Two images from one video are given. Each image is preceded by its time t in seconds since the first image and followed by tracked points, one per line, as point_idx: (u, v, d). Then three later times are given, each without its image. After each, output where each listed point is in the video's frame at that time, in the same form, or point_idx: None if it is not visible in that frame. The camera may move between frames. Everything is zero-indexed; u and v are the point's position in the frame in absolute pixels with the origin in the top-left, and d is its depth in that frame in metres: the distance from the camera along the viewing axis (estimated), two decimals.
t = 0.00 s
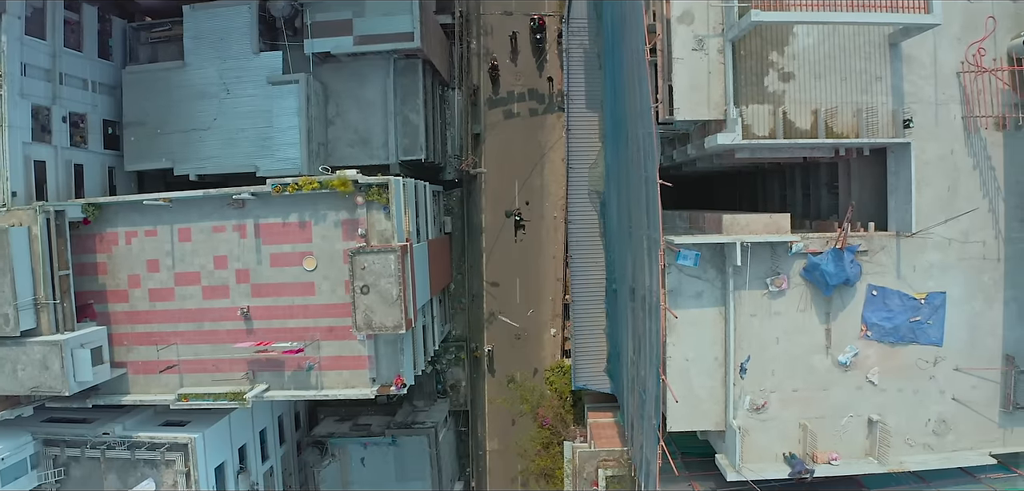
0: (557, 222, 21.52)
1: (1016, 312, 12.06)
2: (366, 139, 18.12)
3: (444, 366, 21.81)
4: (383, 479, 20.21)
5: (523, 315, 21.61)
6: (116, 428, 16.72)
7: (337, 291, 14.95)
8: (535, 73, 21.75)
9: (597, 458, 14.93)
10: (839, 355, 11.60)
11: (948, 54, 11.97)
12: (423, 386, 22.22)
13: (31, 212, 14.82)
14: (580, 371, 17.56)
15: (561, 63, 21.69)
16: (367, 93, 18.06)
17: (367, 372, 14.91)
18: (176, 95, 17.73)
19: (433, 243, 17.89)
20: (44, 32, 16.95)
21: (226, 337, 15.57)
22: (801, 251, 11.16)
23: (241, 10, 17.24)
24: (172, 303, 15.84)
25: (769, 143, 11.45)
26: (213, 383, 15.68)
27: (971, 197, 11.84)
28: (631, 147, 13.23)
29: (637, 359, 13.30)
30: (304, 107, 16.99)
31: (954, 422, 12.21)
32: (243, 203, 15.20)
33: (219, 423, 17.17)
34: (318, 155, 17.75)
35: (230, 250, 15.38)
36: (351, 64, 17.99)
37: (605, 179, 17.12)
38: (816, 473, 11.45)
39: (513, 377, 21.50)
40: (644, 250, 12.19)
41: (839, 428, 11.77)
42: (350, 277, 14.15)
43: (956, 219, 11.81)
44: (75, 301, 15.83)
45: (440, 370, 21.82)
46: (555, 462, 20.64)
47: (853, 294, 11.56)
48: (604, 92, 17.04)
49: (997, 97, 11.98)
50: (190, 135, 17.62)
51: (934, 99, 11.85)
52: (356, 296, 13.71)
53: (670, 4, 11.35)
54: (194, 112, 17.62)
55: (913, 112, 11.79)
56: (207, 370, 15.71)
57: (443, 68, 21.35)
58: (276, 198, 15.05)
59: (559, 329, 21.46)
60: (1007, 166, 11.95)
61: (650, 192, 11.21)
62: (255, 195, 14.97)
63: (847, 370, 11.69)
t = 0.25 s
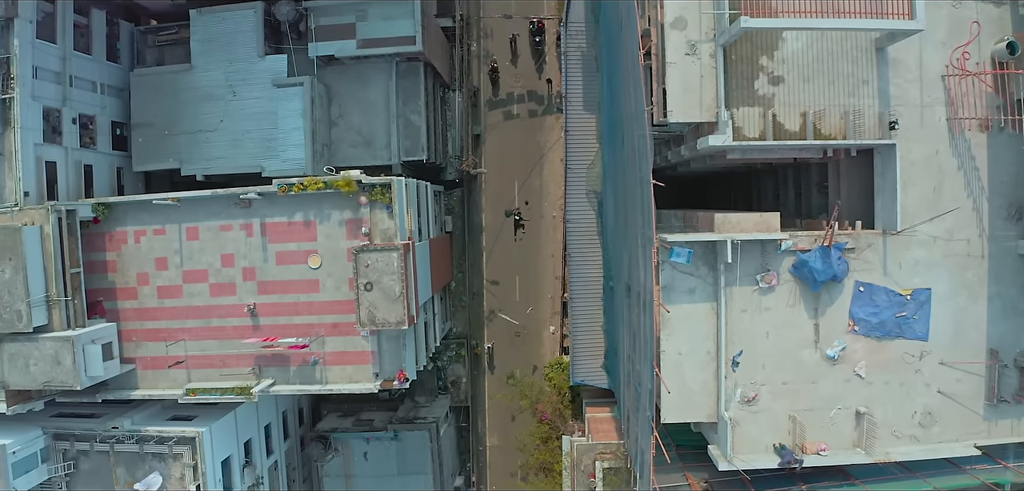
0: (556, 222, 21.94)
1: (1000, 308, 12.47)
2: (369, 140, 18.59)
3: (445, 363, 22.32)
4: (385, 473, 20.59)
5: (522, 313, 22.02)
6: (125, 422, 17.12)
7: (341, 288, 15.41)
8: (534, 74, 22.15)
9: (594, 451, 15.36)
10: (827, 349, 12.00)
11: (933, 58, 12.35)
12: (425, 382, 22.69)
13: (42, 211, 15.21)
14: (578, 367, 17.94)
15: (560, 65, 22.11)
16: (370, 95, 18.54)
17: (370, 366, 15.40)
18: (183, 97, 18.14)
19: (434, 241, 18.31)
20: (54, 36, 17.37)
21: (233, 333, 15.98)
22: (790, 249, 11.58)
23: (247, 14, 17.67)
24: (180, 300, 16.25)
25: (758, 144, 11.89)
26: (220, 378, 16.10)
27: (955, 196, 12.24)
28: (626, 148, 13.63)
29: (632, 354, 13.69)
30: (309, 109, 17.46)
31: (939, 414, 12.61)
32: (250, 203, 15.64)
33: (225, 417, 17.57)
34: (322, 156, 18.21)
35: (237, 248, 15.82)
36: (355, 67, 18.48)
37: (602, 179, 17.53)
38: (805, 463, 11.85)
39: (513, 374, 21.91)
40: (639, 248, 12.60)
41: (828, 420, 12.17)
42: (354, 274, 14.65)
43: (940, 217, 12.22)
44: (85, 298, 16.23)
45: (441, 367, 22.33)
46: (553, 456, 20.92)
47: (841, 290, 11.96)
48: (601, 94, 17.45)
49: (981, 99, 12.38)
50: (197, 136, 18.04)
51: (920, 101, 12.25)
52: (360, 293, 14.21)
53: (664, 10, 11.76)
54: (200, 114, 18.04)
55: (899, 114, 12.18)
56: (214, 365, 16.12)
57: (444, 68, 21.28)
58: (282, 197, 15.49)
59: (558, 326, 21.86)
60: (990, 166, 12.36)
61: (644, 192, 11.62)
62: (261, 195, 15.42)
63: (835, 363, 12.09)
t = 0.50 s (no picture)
0: (555, 221, 22.37)
1: (985, 304, 12.86)
2: (372, 141, 19.03)
3: (446, 360, 22.92)
4: (387, 467, 20.97)
5: (522, 311, 22.42)
6: (133, 416, 17.53)
7: (345, 285, 15.84)
8: (533, 76, 22.57)
9: (592, 444, 15.79)
10: (816, 344, 12.41)
11: (919, 61, 12.73)
12: (426, 379, 23.31)
13: (54, 211, 15.64)
14: (577, 363, 18.38)
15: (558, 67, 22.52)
16: (373, 97, 19.00)
17: (374, 362, 15.85)
18: (190, 99, 18.55)
19: (436, 241, 18.88)
20: (64, 40, 17.79)
21: (240, 329, 16.40)
22: (780, 246, 12.00)
23: (252, 18, 18.08)
24: (188, 297, 16.66)
25: (749, 145, 12.30)
26: (226, 373, 16.50)
27: (940, 196, 12.64)
28: (623, 149, 14.04)
29: (628, 349, 14.13)
30: (313, 111, 17.88)
31: (925, 407, 13.02)
32: (256, 203, 16.06)
33: (231, 412, 17.97)
34: (326, 157, 18.63)
35: (244, 247, 16.26)
36: (357, 70, 18.94)
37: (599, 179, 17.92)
38: (794, 454, 12.26)
39: (512, 371, 22.31)
40: (634, 246, 13.05)
41: (817, 412, 12.57)
42: (358, 271, 15.15)
43: (926, 215, 12.62)
44: (95, 296, 16.64)
45: (442, 364, 22.90)
46: (552, 450, 21.53)
47: (829, 287, 12.37)
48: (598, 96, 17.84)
49: (966, 101, 12.75)
50: (203, 137, 18.45)
51: (907, 104, 12.63)
52: (364, 290, 14.74)
53: (658, 16, 12.18)
54: (207, 115, 18.45)
55: (886, 116, 12.57)
56: (221, 361, 16.53)
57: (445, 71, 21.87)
58: (288, 197, 15.91)
59: (557, 324, 22.24)
60: (975, 167, 12.74)
61: (638, 192, 12.05)
62: (267, 195, 15.85)
63: (824, 358, 12.49)
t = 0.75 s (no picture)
0: (553, 220, 22.91)
1: (966, 299, 13.36)
2: (375, 142, 19.61)
3: (447, 356, 23.29)
4: (390, 460, 21.48)
5: (521, 308, 22.95)
6: (144, 410, 18.05)
7: (350, 282, 16.40)
8: (532, 79, 23.12)
9: (588, 436, 16.30)
10: (803, 337, 12.93)
11: (903, 66, 13.22)
12: (428, 374, 23.57)
13: (68, 210, 16.17)
14: (575, 358, 18.89)
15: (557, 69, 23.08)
16: (376, 100, 19.56)
17: (378, 356, 16.39)
18: (198, 101, 19.07)
19: (438, 239, 19.44)
20: (76, 44, 18.31)
21: (247, 324, 16.93)
22: (768, 244, 12.53)
23: (259, 23, 18.61)
24: (197, 294, 17.18)
25: (738, 147, 12.86)
26: (235, 367, 17.03)
27: (923, 195, 13.15)
28: (618, 151, 14.58)
29: (623, 343, 14.65)
30: (318, 113, 18.44)
31: (909, 398, 13.51)
32: (264, 202, 16.61)
33: (238, 406, 18.48)
34: (331, 157, 19.23)
35: (252, 245, 16.78)
36: (361, 73, 19.50)
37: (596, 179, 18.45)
38: (782, 442, 12.77)
39: (512, 367, 22.86)
40: (628, 244, 13.57)
41: (804, 403, 13.08)
42: (363, 268, 15.69)
43: (909, 214, 13.12)
44: (108, 292, 17.16)
45: (443, 360, 23.28)
46: (550, 443, 21.59)
47: (815, 282, 12.89)
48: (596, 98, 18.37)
49: (948, 104, 13.26)
50: (211, 138, 18.98)
51: (890, 107, 13.14)
52: (368, 286, 15.27)
53: (651, 23, 12.71)
54: (215, 117, 18.99)
55: (870, 119, 13.09)
56: (229, 355, 17.05)
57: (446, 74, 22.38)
58: (295, 197, 16.47)
59: (556, 320, 22.78)
60: (956, 167, 13.24)
61: (632, 192, 12.61)
62: (274, 195, 16.40)
63: (811, 350, 13.01)
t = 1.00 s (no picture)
0: (553, 220, 23.31)
1: (954, 296, 13.74)
2: (377, 143, 20.04)
3: (448, 353, 23.64)
4: (392, 455, 21.86)
5: (521, 306, 23.34)
6: (151, 405, 18.43)
7: (353, 279, 16.82)
8: (532, 80, 23.52)
9: (586, 430, 16.69)
10: (794, 332, 13.33)
11: (892, 69, 13.61)
12: (429, 371, 23.92)
13: (79, 209, 16.58)
14: (574, 355, 19.27)
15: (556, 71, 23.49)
16: (379, 101, 20.00)
17: (381, 352, 16.81)
18: (205, 103, 19.47)
19: (440, 237, 19.84)
20: (86, 47, 18.72)
21: (253, 321, 17.32)
22: (760, 241, 12.93)
23: (264, 26, 19.02)
24: (204, 291, 17.58)
25: (731, 148, 13.28)
26: (241, 363, 17.42)
27: (911, 194, 13.53)
28: (615, 151, 14.97)
29: (620, 339, 15.04)
30: (322, 114, 18.85)
31: (899, 392, 13.88)
32: (269, 201, 17.03)
33: (244, 401, 18.86)
34: (334, 158, 19.66)
35: (258, 243, 17.18)
36: (364, 75, 19.95)
37: (595, 179, 18.82)
38: (774, 435, 13.15)
39: (512, 364, 23.26)
40: (625, 242, 13.97)
41: (796, 396, 13.49)
42: (366, 266, 16.11)
43: (897, 212, 13.51)
44: (116, 289, 17.56)
45: (444, 357, 23.62)
46: (550, 439, 21.83)
47: (806, 279, 13.29)
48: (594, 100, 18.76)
49: (935, 106, 13.63)
50: (217, 139, 19.38)
51: (879, 109, 13.53)
52: (372, 283, 15.68)
53: (646, 27, 13.15)
54: (221, 118, 19.38)
55: (859, 120, 13.48)
56: (235, 351, 17.44)
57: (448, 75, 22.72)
58: (300, 196, 16.89)
59: (555, 318, 23.19)
60: (944, 167, 13.60)
61: (628, 192, 13.02)
62: (280, 194, 16.82)
63: (802, 345, 13.41)
